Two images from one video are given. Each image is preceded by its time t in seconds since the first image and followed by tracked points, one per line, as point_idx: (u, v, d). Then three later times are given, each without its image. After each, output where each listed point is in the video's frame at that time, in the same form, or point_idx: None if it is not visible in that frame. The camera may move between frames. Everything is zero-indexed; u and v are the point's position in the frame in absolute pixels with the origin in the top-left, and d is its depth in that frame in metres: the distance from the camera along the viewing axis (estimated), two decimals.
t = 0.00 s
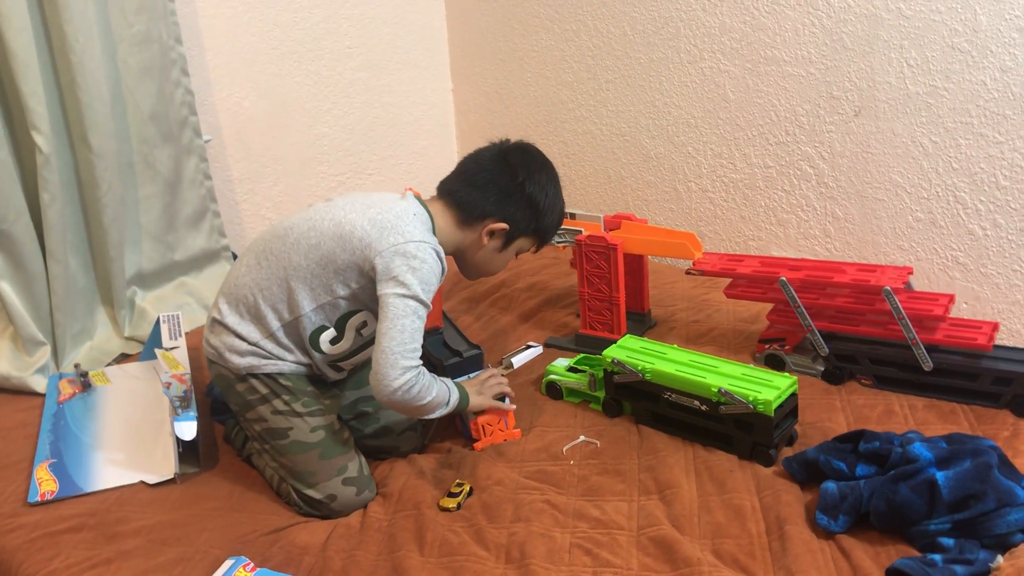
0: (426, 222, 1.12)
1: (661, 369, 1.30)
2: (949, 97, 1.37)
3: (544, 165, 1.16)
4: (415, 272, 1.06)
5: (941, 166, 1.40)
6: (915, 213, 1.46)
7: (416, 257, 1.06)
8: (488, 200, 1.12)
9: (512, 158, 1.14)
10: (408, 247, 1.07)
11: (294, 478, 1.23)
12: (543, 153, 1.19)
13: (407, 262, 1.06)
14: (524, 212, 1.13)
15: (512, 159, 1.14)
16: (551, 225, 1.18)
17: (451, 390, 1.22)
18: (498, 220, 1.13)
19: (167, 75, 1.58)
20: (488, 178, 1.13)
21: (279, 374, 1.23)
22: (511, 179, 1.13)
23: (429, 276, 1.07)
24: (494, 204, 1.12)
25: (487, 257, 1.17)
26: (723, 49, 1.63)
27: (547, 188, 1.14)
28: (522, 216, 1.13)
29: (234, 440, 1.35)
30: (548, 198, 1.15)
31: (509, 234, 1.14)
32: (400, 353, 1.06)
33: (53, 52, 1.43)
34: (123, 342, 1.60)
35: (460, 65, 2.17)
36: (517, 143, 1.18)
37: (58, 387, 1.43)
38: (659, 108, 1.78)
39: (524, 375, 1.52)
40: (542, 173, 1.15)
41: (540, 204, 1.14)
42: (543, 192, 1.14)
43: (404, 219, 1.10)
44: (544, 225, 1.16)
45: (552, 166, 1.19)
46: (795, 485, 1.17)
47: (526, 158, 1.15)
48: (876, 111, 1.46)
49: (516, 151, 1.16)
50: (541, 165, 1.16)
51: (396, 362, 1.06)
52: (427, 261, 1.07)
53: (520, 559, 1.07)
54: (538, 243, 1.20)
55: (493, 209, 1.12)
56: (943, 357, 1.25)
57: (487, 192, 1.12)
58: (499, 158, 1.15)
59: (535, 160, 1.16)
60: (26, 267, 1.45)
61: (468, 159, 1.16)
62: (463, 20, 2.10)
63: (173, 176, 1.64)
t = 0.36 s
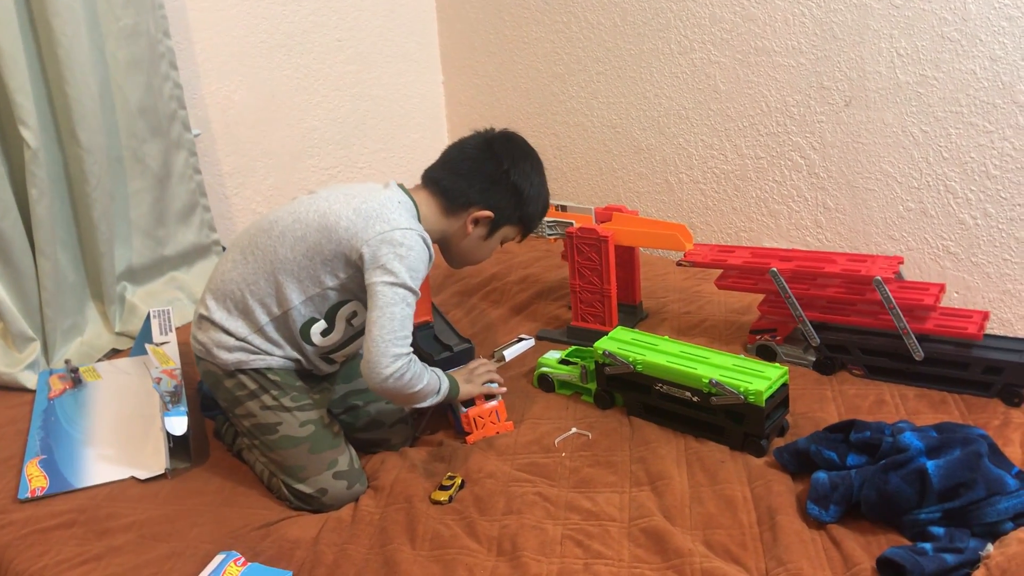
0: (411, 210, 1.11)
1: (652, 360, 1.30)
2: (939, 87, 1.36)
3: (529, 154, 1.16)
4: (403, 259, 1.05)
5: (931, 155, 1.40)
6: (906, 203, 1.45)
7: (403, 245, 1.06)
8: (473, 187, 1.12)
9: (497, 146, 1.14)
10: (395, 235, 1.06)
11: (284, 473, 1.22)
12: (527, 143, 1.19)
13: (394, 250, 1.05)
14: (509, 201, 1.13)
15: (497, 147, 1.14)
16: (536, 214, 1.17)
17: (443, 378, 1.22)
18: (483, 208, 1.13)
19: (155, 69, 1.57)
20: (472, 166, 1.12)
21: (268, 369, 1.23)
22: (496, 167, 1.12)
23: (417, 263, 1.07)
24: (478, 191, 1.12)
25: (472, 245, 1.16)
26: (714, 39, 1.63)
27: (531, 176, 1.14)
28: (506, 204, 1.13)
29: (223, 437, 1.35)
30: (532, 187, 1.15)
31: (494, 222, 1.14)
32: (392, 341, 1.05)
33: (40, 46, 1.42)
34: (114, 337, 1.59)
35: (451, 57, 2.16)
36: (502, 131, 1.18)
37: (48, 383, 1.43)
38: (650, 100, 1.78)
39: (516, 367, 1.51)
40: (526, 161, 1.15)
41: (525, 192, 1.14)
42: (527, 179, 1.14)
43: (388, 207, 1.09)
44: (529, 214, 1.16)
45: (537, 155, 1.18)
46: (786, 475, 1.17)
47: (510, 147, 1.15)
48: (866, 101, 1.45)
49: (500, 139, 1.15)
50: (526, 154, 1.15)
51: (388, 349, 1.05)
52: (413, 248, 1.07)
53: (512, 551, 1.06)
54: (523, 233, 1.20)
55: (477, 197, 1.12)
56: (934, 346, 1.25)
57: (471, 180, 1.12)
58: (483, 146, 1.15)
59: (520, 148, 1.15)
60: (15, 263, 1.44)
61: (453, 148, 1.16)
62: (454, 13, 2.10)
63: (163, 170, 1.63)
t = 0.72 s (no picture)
0: (400, 200, 1.12)
1: (645, 358, 1.30)
2: (934, 87, 1.37)
3: (518, 144, 1.16)
4: (395, 249, 1.06)
5: (925, 156, 1.41)
6: (900, 202, 1.46)
7: (394, 234, 1.06)
8: (461, 176, 1.12)
9: (485, 136, 1.15)
10: (385, 225, 1.07)
11: (277, 467, 1.22)
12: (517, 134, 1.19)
13: (386, 240, 1.06)
14: (497, 190, 1.13)
15: (485, 137, 1.14)
16: (526, 204, 1.17)
17: (440, 374, 1.23)
18: (471, 196, 1.12)
19: (151, 62, 1.57)
20: (460, 155, 1.13)
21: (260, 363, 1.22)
22: (484, 156, 1.13)
23: (411, 252, 1.07)
24: (466, 179, 1.12)
25: (460, 235, 1.16)
26: (710, 37, 1.63)
27: (520, 165, 1.14)
28: (494, 192, 1.13)
29: (217, 429, 1.35)
30: (521, 176, 1.14)
31: (482, 212, 1.14)
32: (392, 330, 1.05)
33: (36, 38, 1.41)
34: (107, 330, 1.59)
35: (447, 53, 2.16)
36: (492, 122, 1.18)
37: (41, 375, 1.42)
38: (646, 97, 1.78)
39: (509, 363, 1.52)
40: (515, 151, 1.15)
41: (513, 182, 1.13)
42: (516, 168, 1.14)
43: (378, 197, 1.10)
44: (518, 203, 1.16)
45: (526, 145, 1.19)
46: (777, 473, 1.17)
47: (499, 137, 1.15)
48: (862, 100, 1.45)
49: (489, 130, 1.16)
50: (514, 144, 1.15)
51: (390, 338, 1.05)
52: (406, 237, 1.07)
53: (503, 547, 1.07)
54: (514, 224, 1.20)
55: (464, 185, 1.12)
56: (926, 346, 1.25)
57: (459, 168, 1.12)
58: (472, 136, 1.15)
59: (509, 137, 1.16)
60: (9, 255, 1.44)
61: (442, 138, 1.17)
62: (450, 8, 2.09)
63: (158, 163, 1.63)
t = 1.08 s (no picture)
0: (402, 186, 1.11)
1: (644, 348, 1.30)
2: (938, 83, 1.37)
3: (521, 133, 1.16)
4: (394, 235, 1.05)
5: (928, 152, 1.41)
6: (901, 198, 1.46)
7: (394, 221, 1.05)
8: (462, 163, 1.11)
9: (489, 125, 1.14)
10: (385, 211, 1.06)
11: (273, 450, 1.22)
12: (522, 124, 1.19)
13: (386, 226, 1.05)
14: (498, 178, 1.12)
15: (488, 126, 1.14)
16: (528, 195, 1.16)
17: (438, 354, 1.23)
18: (472, 184, 1.12)
19: (152, 44, 1.56)
20: (462, 142, 1.12)
21: (258, 346, 1.22)
22: (487, 144, 1.12)
23: (410, 239, 1.07)
24: (467, 167, 1.11)
25: (461, 223, 1.16)
26: (714, 29, 1.62)
27: (522, 155, 1.13)
28: (496, 180, 1.12)
29: (214, 411, 1.34)
30: (523, 166, 1.14)
31: (482, 200, 1.13)
32: (388, 315, 1.05)
33: (37, 16, 1.40)
34: (105, 312, 1.58)
35: (450, 40, 2.16)
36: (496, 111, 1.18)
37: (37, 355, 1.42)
38: (649, 88, 1.78)
39: (507, 352, 1.51)
40: (518, 141, 1.14)
41: (515, 171, 1.13)
42: (517, 157, 1.13)
43: (378, 183, 1.09)
44: (520, 194, 1.15)
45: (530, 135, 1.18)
46: (774, 465, 1.18)
47: (502, 126, 1.14)
48: (865, 95, 1.45)
49: (493, 119, 1.15)
50: (518, 133, 1.15)
51: (386, 323, 1.05)
52: (406, 224, 1.06)
53: (500, 534, 1.07)
54: (516, 215, 1.19)
55: (466, 172, 1.11)
56: (926, 342, 1.25)
57: (461, 156, 1.12)
58: (475, 124, 1.14)
59: (512, 127, 1.15)
60: (7, 234, 1.43)
61: (445, 126, 1.16)
62: None
63: (157, 145, 1.62)
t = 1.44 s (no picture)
0: (398, 164, 1.10)
1: (638, 330, 1.29)
2: (936, 67, 1.36)
3: (519, 115, 1.14)
4: (391, 212, 1.04)
5: (925, 136, 1.40)
6: (898, 182, 1.46)
7: (390, 198, 1.05)
8: (458, 144, 1.11)
9: (486, 105, 1.13)
10: (382, 188, 1.05)
11: (264, 428, 1.22)
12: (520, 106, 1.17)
13: (383, 203, 1.04)
14: (495, 160, 1.11)
15: (486, 107, 1.12)
16: (525, 179, 1.15)
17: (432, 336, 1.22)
18: (468, 165, 1.11)
19: (146, 20, 1.55)
20: (459, 123, 1.11)
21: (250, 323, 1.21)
22: (483, 125, 1.11)
23: (407, 217, 1.06)
24: (464, 148, 1.10)
25: (456, 205, 1.15)
26: (712, 12, 1.62)
27: (520, 137, 1.12)
28: (492, 162, 1.11)
29: (206, 387, 1.34)
30: (520, 148, 1.12)
31: (478, 182, 1.12)
32: (388, 294, 1.04)
33: None
34: (96, 290, 1.57)
35: (447, 22, 2.15)
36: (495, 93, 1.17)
37: (27, 332, 1.40)
38: (647, 71, 1.77)
39: (501, 334, 1.51)
40: (516, 123, 1.13)
41: (511, 153, 1.12)
42: (514, 139, 1.12)
43: (375, 160, 1.08)
44: (516, 177, 1.14)
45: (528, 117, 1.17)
46: (767, 448, 1.17)
47: (500, 107, 1.13)
48: (863, 79, 1.45)
49: (490, 99, 1.14)
50: (515, 114, 1.13)
51: (386, 302, 1.05)
52: (403, 202, 1.06)
53: (491, 513, 1.06)
54: (513, 199, 1.18)
55: (462, 153, 1.11)
56: (920, 326, 1.25)
57: (457, 137, 1.11)
58: (473, 105, 1.13)
59: (510, 109, 1.14)
60: None
61: (442, 106, 1.15)
62: None
63: (150, 122, 1.61)
